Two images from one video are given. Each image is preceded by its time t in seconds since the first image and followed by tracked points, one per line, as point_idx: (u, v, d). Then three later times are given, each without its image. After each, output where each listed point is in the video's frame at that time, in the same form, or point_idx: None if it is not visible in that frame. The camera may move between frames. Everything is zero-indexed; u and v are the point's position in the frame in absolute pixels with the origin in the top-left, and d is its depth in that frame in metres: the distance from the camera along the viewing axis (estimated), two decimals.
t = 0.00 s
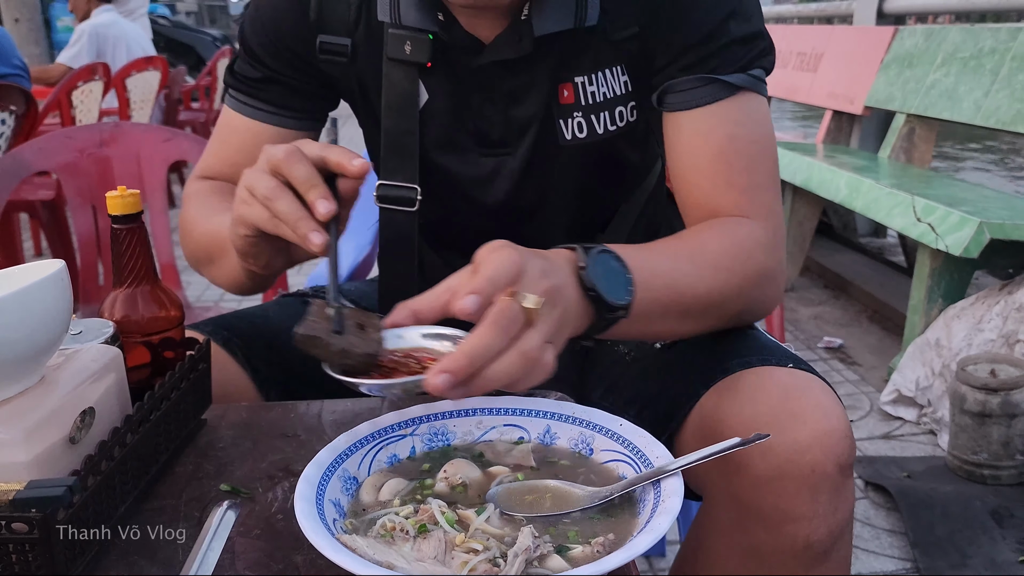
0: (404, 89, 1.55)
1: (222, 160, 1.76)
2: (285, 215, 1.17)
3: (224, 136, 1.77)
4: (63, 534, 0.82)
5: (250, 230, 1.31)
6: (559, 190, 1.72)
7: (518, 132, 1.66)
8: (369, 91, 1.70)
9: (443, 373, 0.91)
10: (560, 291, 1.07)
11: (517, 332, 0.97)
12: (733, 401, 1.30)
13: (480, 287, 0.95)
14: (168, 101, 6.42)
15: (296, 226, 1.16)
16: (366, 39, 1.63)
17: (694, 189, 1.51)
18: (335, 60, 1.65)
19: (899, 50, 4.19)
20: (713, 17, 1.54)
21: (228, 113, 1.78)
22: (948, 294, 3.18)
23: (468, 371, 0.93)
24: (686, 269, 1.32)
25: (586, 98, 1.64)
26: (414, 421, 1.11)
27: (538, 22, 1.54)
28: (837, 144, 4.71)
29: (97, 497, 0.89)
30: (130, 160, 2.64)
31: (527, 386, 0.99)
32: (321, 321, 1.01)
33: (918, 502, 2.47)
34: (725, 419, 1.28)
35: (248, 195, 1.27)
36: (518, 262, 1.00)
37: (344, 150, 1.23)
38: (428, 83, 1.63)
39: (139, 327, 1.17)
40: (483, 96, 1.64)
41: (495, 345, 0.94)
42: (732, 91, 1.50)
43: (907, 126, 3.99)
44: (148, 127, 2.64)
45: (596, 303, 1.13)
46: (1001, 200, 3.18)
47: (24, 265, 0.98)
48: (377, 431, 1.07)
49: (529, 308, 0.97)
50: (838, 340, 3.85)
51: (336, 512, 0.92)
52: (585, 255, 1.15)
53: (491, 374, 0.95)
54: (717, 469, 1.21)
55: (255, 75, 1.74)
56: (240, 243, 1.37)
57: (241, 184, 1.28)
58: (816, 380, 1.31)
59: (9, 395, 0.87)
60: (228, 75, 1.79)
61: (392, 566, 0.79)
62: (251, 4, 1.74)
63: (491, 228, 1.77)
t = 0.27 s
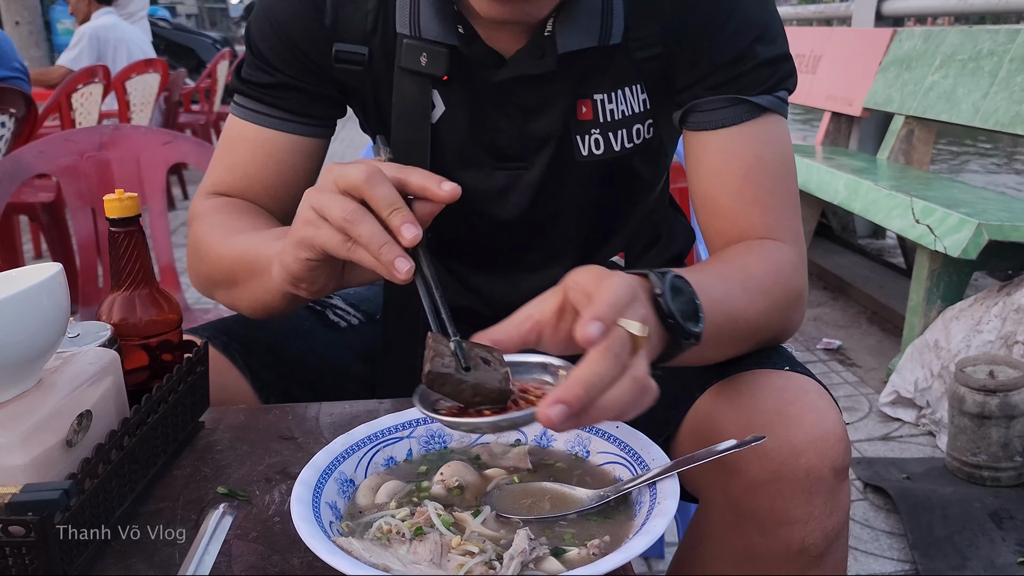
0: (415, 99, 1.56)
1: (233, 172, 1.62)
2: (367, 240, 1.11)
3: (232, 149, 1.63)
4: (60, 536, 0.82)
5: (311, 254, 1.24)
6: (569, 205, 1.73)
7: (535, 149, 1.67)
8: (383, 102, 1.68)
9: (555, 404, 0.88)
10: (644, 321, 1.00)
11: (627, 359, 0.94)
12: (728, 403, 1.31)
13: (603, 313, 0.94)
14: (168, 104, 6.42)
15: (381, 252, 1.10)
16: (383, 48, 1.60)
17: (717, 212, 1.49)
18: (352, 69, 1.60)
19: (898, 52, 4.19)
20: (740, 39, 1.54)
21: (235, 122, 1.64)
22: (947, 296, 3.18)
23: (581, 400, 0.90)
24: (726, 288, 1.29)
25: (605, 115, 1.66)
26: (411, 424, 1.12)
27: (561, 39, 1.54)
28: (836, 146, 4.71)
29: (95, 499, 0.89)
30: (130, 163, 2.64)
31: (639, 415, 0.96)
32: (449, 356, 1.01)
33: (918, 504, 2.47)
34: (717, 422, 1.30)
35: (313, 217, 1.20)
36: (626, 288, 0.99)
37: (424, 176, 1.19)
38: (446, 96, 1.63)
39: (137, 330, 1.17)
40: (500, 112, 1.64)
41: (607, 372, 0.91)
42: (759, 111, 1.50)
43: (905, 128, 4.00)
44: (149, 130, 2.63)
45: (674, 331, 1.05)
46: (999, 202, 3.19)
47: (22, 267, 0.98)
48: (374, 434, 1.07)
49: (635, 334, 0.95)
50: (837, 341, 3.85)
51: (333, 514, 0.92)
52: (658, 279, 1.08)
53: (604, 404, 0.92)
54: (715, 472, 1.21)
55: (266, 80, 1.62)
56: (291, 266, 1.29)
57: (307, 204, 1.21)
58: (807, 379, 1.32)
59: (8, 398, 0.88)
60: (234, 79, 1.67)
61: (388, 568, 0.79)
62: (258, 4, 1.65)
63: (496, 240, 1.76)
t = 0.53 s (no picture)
0: (426, 106, 1.57)
1: (235, 177, 1.61)
2: (401, 260, 1.07)
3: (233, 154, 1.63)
4: (59, 535, 0.82)
5: (340, 267, 1.21)
6: (580, 214, 1.73)
7: (549, 159, 1.68)
8: (393, 106, 1.69)
9: (598, 433, 0.91)
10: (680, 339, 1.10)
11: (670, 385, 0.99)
12: (725, 406, 1.31)
13: (654, 341, 0.96)
14: (167, 105, 6.43)
15: (417, 273, 1.06)
16: (397, 54, 1.62)
17: (734, 223, 1.54)
18: (365, 74, 1.61)
19: (897, 53, 4.20)
20: (758, 50, 1.59)
21: (239, 124, 1.63)
22: (946, 297, 3.18)
23: (624, 429, 0.93)
24: (742, 294, 1.36)
25: (620, 126, 1.66)
26: (408, 424, 1.12)
27: (581, 50, 1.55)
28: (835, 147, 4.72)
29: (94, 498, 0.90)
30: (129, 165, 2.64)
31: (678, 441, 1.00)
32: (500, 390, 1.04)
33: (916, 504, 2.47)
34: (712, 424, 1.30)
35: (343, 230, 1.17)
36: (673, 313, 1.03)
37: (464, 193, 1.12)
38: (459, 104, 1.64)
39: (136, 330, 1.17)
40: (515, 120, 1.64)
41: (652, 400, 0.95)
42: (777, 122, 1.56)
43: (903, 129, 4.05)
44: (148, 132, 2.64)
45: (707, 346, 1.18)
46: (998, 202, 3.20)
47: (21, 267, 0.98)
48: (371, 433, 1.08)
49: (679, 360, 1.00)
50: (836, 342, 3.86)
51: (330, 513, 0.92)
52: (693, 296, 1.19)
53: (647, 430, 0.96)
54: (712, 471, 1.22)
55: (276, 82, 1.62)
56: (315, 279, 1.26)
57: (340, 220, 1.16)
58: (804, 380, 1.33)
59: (7, 397, 0.88)
60: (238, 79, 1.67)
61: (386, 566, 0.80)
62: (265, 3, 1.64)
63: (502, 251, 1.77)
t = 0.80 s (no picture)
0: (428, 106, 1.56)
1: (230, 174, 1.61)
2: (378, 250, 1.07)
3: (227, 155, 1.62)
4: (53, 531, 0.82)
5: (319, 258, 1.20)
6: (582, 214, 1.72)
7: (554, 160, 1.67)
8: (394, 105, 1.68)
9: (604, 444, 0.89)
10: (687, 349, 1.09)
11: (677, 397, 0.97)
12: (721, 404, 1.35)
13: (665, 353, 0.92)
14: (166, 106, 6.42)
15: (394, 264, 1.06)
16: (398, 54, 1.61)
17: (736, 223, 1.54)
18: (365, 74, 1.61)
19: (896, 53, 4.20)
20: (763, 51, 1.59)
21: (236, 122, 1.63)
22: (945, 296, 3.18)
23: (631, 441, 0.91)
24: (745, 296, 1.36)
25: (624, 126, 1.66)
26: (405, 420, 1.12)
27: (586, 50, 1.56)
28: (834, 147, 4.72)
29: (88, 495, 0.89)
30: (127, 165, 2.64)
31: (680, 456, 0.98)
32: (470, 381, 1.01)
33: (916, 504, 2.46)
34: (710, 426, 1.34)
35: (324, 221, 1.16)
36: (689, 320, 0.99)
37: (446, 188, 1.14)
38: (462, 105, 1.63)
39: (132, 327, 1.17)
40: (519, 122, 1.63)
41: (660, 412, 0.93)
42: (781, 121, 1.57)
43: (902, 129, 4.07)
44: (147, 131, 2.64)
45: (714, 352, 1.23)
46: (997, 202, 3.19)
47: (16, 263, 0.98)
48: (368, 429, 1.08)
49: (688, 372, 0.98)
50: (836, 342, 3.85)
51: (326, 509, 0.92)
52: (703, 301, 1.24)
53: (652, 443, 0.94)
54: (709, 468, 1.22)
55: (274, 80, 1.61)
56: (296, 270, 1.25)
57: (319, 210, 1.16)
58: (799, 379, 1.37)
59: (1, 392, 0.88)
60: (235, 77, 1.66)
61: (381, 561, 0.79)
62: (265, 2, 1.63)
63: (503, 252, 1.76)
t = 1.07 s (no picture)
0: (428, 106, 1.56)
1: (226, 172, 1.61)
2: (372, 257, 1.07)
3: (223, 154, 1.62)
4: (51, 530, 0.82)
5: (311, 260, 1.20)
6: (581, 214, 1.72)
7: (553, 159, 1.67)
8: (393, 105, 1.68)
9: (596, 453, 0.88)
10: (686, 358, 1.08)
11: (671, 408, 0.96)
12: (720, 404, 1.36)
13: (659, 367, 0.92)
14: (166, 107, 6.42)
15: (388, 270, 1.06)
16: (397, 53, 1.61)
17: (735, 222, 1.54)
18: (363, 74, 1.61)
19: (895, 54, 4.21)
20: (762, 51, 1.60)
21: (233, 119, 1.63)
22: (943, 297, 3.18)
23: (623, 451, 0.89)
24: (745, 297, 1.36)
25: (623, 126, 1.66)
26: (403, 419, 1.12)
27: (586, 49, 1.56)
28: (833, 148, 4.73)
29: (87, 493, 0.89)
30: (127, 165, 2.64)
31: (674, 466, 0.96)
32: (462, 392, 1.01)
33: (914, 504, 2.47)
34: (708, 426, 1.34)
35: (317, 224, 1.16)
36: (685, 332, 0.98)
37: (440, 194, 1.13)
38: (462, 105, 1.63)
39: (131, 327, 1.17)
40: (518, 121, 1.63)
41: (653, 422, 0.92)
42: (780, 121, 1.57)
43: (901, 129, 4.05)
44: (146, 132, 2.64)
45: (715, 357, 1.23)
46: (996, 203, 3.20)
47: (15, 263, 0.98)
48: (366, 428, 1.08)
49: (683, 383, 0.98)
50: (835, 342, 3.86)
51: (324, 508, 0.92)
52: (706, 306, 1.24)
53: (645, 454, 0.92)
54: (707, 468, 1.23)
55: (271, 78, 1.61)
56: (287, 271, 1.26)
57: (314, 215, 1.16)
58: (797, 377, 1.37)
59: None
60: (231, 74, 1.66)
61: (380, 560, 0.80)
62: None
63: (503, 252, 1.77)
